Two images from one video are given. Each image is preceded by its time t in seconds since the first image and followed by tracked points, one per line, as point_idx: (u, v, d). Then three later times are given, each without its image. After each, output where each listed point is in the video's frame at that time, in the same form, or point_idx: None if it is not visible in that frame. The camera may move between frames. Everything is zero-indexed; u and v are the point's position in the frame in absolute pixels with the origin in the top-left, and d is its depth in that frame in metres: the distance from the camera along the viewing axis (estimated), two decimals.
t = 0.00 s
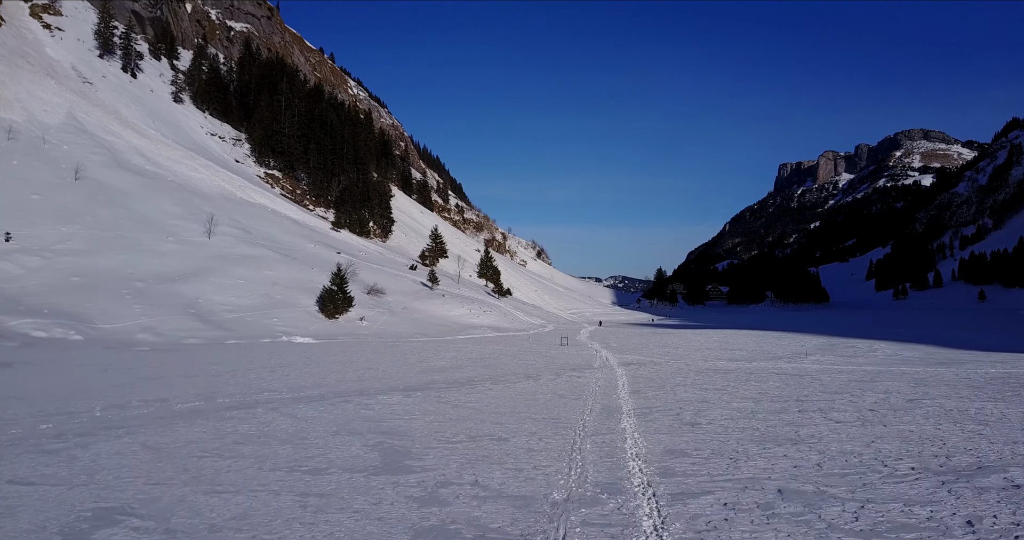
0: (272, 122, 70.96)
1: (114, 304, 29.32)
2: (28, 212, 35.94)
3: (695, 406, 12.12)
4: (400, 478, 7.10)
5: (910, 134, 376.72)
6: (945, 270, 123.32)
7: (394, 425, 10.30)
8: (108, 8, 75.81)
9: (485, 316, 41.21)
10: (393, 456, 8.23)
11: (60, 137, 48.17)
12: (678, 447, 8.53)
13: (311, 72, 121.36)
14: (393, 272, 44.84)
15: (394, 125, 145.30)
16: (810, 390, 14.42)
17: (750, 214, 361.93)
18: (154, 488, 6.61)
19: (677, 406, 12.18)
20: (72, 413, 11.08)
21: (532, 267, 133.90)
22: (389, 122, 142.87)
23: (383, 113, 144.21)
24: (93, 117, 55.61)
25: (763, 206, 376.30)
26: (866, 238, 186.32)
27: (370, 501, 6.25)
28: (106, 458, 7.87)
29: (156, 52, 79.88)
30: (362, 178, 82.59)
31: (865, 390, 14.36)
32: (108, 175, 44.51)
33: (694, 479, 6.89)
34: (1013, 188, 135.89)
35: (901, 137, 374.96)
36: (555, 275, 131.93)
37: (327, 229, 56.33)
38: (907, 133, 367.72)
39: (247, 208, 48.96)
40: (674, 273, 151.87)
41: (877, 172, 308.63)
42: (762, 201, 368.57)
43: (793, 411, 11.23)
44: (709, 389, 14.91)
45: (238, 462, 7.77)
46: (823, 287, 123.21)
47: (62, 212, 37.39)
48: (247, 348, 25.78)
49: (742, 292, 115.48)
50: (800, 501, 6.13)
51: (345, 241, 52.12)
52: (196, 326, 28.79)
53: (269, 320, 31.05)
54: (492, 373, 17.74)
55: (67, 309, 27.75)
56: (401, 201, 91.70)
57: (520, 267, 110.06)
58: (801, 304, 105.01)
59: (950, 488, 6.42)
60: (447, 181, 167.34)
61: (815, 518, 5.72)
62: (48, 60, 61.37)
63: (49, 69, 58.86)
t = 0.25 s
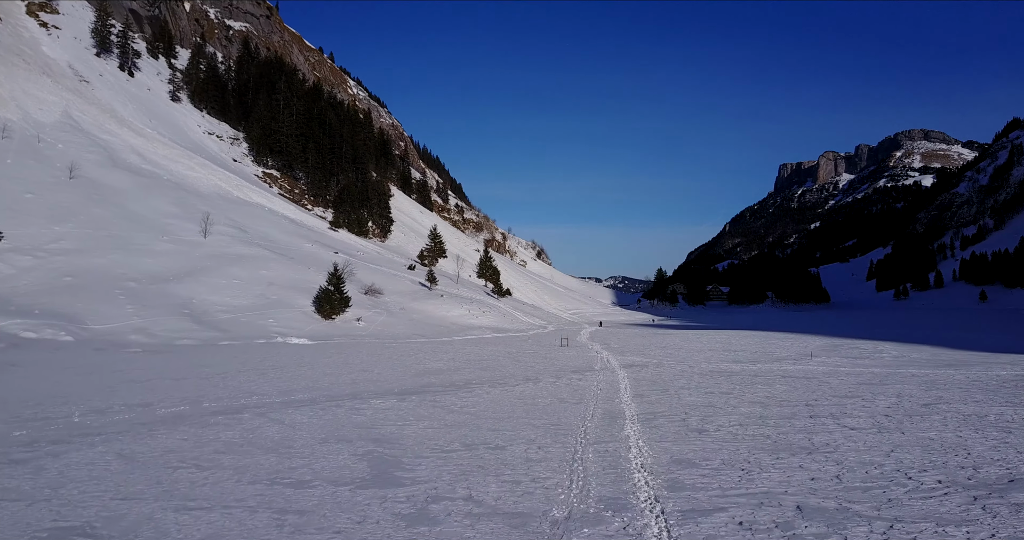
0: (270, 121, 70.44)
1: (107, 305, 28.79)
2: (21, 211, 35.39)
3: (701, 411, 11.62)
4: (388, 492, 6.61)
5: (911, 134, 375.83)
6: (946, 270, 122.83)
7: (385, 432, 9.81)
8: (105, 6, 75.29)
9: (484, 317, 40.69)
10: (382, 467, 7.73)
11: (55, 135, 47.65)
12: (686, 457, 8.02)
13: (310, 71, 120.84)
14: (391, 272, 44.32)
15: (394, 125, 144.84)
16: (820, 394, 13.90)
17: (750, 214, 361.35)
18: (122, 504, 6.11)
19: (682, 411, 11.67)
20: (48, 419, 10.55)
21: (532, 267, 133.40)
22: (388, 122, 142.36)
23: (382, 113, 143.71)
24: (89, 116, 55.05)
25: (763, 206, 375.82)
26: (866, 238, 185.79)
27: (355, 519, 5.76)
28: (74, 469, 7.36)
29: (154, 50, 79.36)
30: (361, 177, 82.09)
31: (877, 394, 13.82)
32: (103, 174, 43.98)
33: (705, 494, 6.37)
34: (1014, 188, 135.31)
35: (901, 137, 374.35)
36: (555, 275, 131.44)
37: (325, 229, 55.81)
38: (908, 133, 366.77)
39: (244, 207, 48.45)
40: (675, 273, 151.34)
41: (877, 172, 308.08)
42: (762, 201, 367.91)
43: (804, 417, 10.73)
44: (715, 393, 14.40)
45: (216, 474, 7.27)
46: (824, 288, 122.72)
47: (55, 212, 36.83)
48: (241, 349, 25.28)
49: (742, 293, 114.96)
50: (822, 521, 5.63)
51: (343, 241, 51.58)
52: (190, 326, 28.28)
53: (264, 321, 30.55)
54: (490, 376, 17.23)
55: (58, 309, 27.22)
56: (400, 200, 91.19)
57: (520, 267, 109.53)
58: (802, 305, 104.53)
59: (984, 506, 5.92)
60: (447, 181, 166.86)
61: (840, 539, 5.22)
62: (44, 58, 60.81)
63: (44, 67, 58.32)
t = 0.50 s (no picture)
0: (268, 120, 69.97)
1: (99, 305, 28.28)
2: (13, 210, 34.85)
3: (708, 416, 11.10)
4: (374, 508, 6.11)
5: (911, 134, 375.17)
6: (946, 270, 122.31)
7: (377, 439, 9.33)
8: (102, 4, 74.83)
9: (483, 317, 40.18)
10: (371, 479, 7.23)
11: (50, 133, 47.13)
12: (695, 468, 7.51)
13: (309, 70, 120.40)
14: (389, 272, 43.85)
15: (394, 125, 144.42)
16: (829, 398, 13.38)
17: (750, 214, 360.86)
18: (82, 524, 5.60)
19: (687, 416, 11.16)
20: (23, 425, 10.04)
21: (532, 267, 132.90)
22: (388, 122, 141.85)
23: (382, 112, 143.31)
24: (85, 114, 54.52)
25: (763, 207, 375.43)
26: (867, 238, 185.23)
27: None
28: (38, 482, 6.85)
29: (151, 49, 78.91)
30: (360, 177, 81.61)
31: (890, 398, 13.29)
32: (98, 173, 43.46)
33: (715, 513, 5.90)
34: (1015, 188, 134.66)
35: (902, 138, 373.69)
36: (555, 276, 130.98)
37: (322, 228, 55.30)
38: (908, 133, 366.10)
39: (241, 207, 47.96)
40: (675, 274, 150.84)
41: (877, 173, 307.48)
42: (763, 201, 367.37)
43: (816, 423, 10.23)
44: (722, 396, 13.88)
45: (190, 487, 6.76)
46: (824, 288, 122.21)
47: (49, 210, 36.31)
48: (235, 351, 24.83)
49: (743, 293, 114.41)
50: None
51: (340, 241, 51.07)
52: (183, 327, 27.78)
53: (259, 322, 30.06)
54: (488, 378, 16.72)
55: (49, 309, 26.70)
56: (399, 200, 90.66)
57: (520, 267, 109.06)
58: (802, 305, 104.04)
59: (1021, 525, 5.44)
60: (447, 181, 166.50)
61: None
62: (40, 56, 60.30)
63: (40, 66, 57.81)
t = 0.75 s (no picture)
0: (266, 119, 69.50)
1: (91, 306, 27.75)
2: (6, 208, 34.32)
3: (716, 421, 10.58)
4: (360, 528, 5.60)
5: (912, 134, 374.58)
6: (947, 270, 121.78)
7: (367, 448, 8.81)
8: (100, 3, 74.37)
9: (482, 317, 39.67)
10: (359, 494, 6.72)
11: (45, 131, 46.61)
12: (707, 482, 6.99)
13: (308, 70, 119.97)
14: (387, 272, 43.33)
15: (393, 124, 143.99)
16: (840, 402, 12.85)
17: (750, 214, 360.41)
18: None
19: (694, 422, 10.62)
20: None
21: (532, 267, 132.39)
22: (387, 121, 141.38)
23: (382, 112, 142.85)
24: (81, 112, 53.97)
25: (763, 207, 374.94)
26: (868, 238, 184.71)
27: None
28: None
29: (149, 48, 78.47)
30: (358, 176, 81.14)
31: (904, 403, 12.74)
32: (93, 171, 42.94)
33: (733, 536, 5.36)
34: (1016, 188, 134.06)
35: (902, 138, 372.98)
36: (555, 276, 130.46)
37: (320, 227, 54.78)
38: (908, 133, 365.55)
39: (238, 206, 47.46)
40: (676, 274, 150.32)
41: (877, 173, 306.94)
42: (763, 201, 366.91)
43: (829, 430, 9.72)
44: (729, 401, 13.35)
45: (161, 505, 6.24)
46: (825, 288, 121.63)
47: (42, 209, 35.77)
48: (229, 352, 24.32)
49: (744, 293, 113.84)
50: None
51: (338, 240, 50.56)
52: (176, 328, 27.25)
53: (254, 322, 29.54)
54: (485, 381, 16.19)
55: (39, 309, 26.18)
56: (398, 199, 90.15)
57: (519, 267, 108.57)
58: (803, 306, 103.50)
59: None
60: (447, 180, 166.09)
61: None
62: (36, 54, 59.79)
63: (36, 64, 57.31)
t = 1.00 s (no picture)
0: (264, 118, 69.03)
1: (82, 306, 27.18)
2: None
3: (727, 429, 10.03)
4: None
5: (911, 135, 374.28)
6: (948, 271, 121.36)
7: (356, 458, 8.26)
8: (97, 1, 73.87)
9: (481, 318, 39.13)
10: (342, 513, 6.15)
11: (39, 130, 46.01)
12: (721, 499, 6.44)
13: (307, 69, 119.48)
14: (386, 272, 42.80)
15: (393, 124, 143.54)
16: (854, 407, 12.29)
17: (750, 214, 360.01)
18: None
19: (702, 430, 10.07)
20: None
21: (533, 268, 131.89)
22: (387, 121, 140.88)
23: (381, 112, 142.38)
24: (76, 111, 53.39)
25: (764, 207, 374.55)
26: (869, 238, 184.21)
27: None
28: None
29: (147, 46, 78.00)
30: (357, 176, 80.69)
31: (920, 408, 12.18)
32: (88, 170, 42.38)
33: None
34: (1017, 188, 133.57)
35: (902, 138, 372.57)
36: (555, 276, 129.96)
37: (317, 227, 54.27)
38: (908, 133, 365.00)
39: (234, 205, 46.95)
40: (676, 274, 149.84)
41: (878, 173, 306.57)
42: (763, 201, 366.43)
43: (845, 438, 9.19)
44: (738, 406, 12.80)
45: (124, 527, 5.67)
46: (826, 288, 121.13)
47: (34, 207, 35.16)
48: (222, 353, 23.79)
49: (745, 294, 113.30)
50: None
51: (335, 240, 50.04)
52: (170, 329, 26.70)
53: (249, 323, 29.00)
54: (484, 385, 15.65)
55: (29, 310, 25.61)
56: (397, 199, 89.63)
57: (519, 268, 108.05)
58: (803, 306, 102.99)
59: None
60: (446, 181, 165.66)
61: None
62: (31, 52, 59.25)
63: (32, 62, 56.77)
